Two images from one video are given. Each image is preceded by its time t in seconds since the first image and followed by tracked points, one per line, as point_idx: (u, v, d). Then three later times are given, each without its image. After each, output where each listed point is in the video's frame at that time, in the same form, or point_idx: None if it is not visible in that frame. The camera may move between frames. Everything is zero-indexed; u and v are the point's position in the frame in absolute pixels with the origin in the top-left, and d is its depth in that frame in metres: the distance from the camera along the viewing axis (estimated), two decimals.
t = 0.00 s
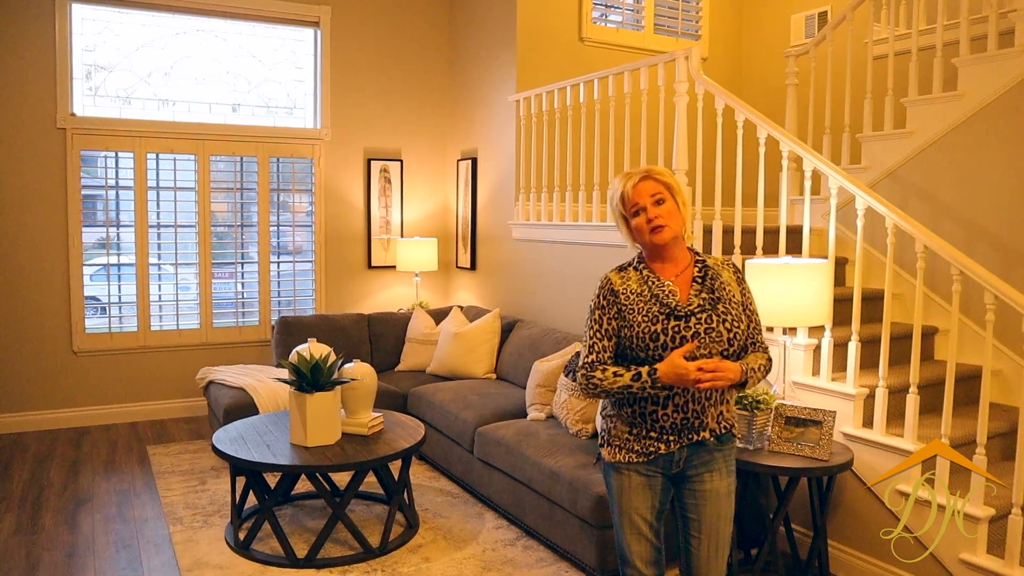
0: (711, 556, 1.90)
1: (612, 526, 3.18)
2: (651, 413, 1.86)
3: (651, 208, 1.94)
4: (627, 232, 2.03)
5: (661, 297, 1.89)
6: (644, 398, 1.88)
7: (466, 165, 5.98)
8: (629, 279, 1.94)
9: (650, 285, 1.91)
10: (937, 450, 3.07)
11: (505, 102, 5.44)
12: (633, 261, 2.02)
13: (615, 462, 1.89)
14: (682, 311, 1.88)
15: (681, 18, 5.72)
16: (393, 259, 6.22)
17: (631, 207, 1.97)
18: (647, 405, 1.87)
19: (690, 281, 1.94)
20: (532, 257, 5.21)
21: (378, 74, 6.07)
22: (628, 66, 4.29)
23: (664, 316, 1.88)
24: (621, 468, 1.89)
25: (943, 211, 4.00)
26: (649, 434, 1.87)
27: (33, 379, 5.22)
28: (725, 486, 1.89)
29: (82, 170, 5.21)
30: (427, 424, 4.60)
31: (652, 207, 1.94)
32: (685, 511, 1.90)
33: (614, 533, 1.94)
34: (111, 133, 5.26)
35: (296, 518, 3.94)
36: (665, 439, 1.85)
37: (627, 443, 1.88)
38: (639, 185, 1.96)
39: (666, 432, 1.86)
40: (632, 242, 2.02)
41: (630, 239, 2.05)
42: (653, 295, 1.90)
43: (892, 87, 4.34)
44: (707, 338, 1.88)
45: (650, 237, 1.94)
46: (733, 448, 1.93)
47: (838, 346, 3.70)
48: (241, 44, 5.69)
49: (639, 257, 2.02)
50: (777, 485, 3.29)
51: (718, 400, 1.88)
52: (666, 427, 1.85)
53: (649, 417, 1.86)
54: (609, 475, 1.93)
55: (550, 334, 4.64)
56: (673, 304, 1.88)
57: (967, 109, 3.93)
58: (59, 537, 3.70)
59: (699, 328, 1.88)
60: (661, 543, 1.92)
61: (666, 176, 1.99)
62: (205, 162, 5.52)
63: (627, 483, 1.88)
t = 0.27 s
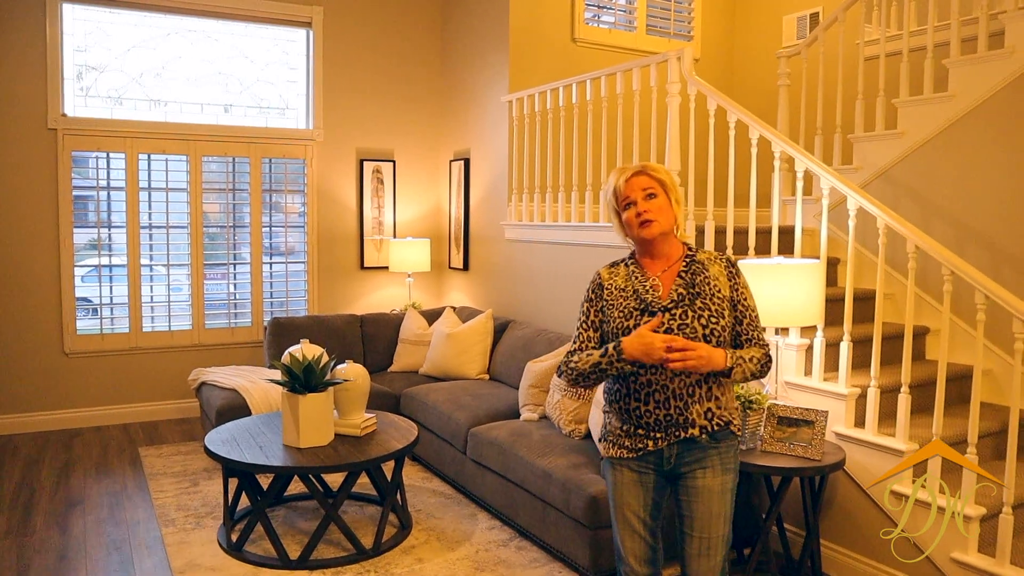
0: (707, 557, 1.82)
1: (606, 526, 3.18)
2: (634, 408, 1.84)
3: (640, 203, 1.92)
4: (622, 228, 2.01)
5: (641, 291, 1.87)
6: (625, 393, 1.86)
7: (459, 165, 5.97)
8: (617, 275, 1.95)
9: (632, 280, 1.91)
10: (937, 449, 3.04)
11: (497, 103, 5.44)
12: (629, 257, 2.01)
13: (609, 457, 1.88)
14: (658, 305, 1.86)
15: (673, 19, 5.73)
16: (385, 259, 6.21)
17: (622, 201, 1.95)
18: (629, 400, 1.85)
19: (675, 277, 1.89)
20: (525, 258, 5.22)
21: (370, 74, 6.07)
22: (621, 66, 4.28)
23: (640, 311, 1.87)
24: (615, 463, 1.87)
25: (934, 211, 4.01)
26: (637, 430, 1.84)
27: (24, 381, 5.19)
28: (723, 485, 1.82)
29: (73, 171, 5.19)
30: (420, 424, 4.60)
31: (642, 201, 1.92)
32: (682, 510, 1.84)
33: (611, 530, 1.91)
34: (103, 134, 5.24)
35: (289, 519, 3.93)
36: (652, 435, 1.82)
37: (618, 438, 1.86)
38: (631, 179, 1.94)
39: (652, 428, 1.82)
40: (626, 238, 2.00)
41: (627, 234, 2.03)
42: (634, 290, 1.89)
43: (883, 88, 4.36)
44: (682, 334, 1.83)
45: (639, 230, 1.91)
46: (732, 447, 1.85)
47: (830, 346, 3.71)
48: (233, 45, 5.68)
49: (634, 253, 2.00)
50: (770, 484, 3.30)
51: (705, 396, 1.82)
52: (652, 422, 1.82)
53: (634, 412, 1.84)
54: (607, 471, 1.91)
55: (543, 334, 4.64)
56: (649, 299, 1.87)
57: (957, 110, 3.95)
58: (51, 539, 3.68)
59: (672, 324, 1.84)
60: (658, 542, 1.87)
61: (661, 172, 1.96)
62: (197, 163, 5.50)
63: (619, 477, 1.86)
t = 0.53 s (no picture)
0: (699, 559, 1.81)
1: (598, 527, 3.18)
2: (621, 405, 1.84)
3: (638, 201, 1.90)
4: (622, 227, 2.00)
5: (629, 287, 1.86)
6: (613, 389, 1.86)
7: (450, 166, 5.97)
8: (614, 272, 1.95)
9: (623, 279, 1.91)
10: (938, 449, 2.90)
11: (489, 103, 5.45)
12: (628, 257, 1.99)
13: (604, 454, 1.88)
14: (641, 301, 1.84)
15: (664, 20, 5.74)
16: (377, 260, 6.21)
17: (621, 200, 1.93)
18: (616, 397, 1.85)
19: (664, 276, 1.86)
20: (516, 258, 5.22)
21: (361, 75, 6.06)
22: (612, 67, 4.29)
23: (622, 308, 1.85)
24: (610, 460, 1.87)
25: (924, 211, 4.03)
26: (627, 429, 1.83)
27: (13, 383, 5.17)
28: (714, 487, 1.79)
29: (63, 172, 5.17)
30: (412, 425, 4.60)
31: (639, 200, 1.90)
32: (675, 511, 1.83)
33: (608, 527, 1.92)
34: (93, 134, 5.22)
35: (280, 521, 3.92)
36: (640, 435, 1.81)
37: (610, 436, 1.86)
38: (630, 178, 1.92)
39: (639, 427, 1.81)
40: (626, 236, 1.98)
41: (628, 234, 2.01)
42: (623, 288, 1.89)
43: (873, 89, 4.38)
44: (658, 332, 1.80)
45: (634, 229, 1.89)
46: (726, 450, 1.81)
47: (820, 346, 3.73)
48: (224, 45, 5.66)
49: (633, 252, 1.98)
50: (762, 484, 3.31)
51: (689, 397, 1.78)
52: (637, 422, 1.81)
53: (621, 409, 1.84)
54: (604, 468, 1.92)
55: (534, 335, 4.64)
56: (631, 296, 1.86)
57: (947, 111, 3.97)
58: (40, 542, 3.66)
59: (650, 322, 1.82)
60: (653, 541, 1.87)
61: (662, 172, 1.94)
62: (188, 163, 5.49)
63: (614, 475, 1.86)
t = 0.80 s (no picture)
0: (698, 560, 1.80)
1: (592, 527, 3.19)
2: (618, 403, 1.84)
3: (637, 204, 1.86)
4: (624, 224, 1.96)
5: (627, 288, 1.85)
6: (611, 387, 1.86)
7: (444, 166, 5.97)
8: (615, 269, 1.94)
9: (624, 276, 1.89)
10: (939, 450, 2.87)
11: (482, 104, 5.45)
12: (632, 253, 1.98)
13: (601, 453, 1.87)
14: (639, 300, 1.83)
15: (657, 21, 5.75)
16: (370, 260, 6.20)
17: (621, 201, 1.90)
18: (614, 395, 1.85)
19: (666, 275, 1.85)
20: (510, 259, 5.22)
21: (354, 75, 6.06)
22: (604, 68, 4.30)
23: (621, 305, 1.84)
24: (607, 460, 1.86)
25: (916, 212, 4.05)
26: (624, 428, 1.83)
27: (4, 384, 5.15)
28: (712, 488, 1.79)
29: (54, 173, 5.15)
30: (405, 426, 4.59)
31: (639, 202, 1.87)
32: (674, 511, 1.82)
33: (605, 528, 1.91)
34: (85, 135, 5.21)
35: (273, 522, 3.92)
36: (636, 434, 1.80)
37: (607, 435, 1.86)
38: (631, 179, 1.88)
39: (636, 426, 1.80)
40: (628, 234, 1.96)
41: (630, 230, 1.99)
42: (622, 286, 1.87)
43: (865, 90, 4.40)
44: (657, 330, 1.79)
45: (634, 231, 1.87)
46: (723, 451, 1.80)
47: (813, 346, 3.74)
48: (216, 46, 5.65)
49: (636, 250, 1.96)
50: (754, 484, 3.32)
51: (687, 397, 1.78)
52: (635, 420, 1.80)
53: (618, 407, 1.84)
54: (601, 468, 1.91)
55: (527, 335, 4.64)
56: (631, 293, 1.84)
57: (938, 112, 3.98)
58: (32, 544, 3.65)
59: (650, 320, 1.80)
60: (651, 542, 1.86)
61: (661, 171, 1.90)
62: (180, 164, 5.48)
63: (611, 475, 1.85)
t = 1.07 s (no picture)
0: (698, 559, 1.80)
1: (586, 527, 3.19)
2: (620, 403, 1.82)
3: (647, 209, 1.85)
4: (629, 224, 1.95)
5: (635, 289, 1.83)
6: (614, 386, 1.84)
7: (437, 167, 5.97)
8: (619, 268, 1.92)
9: (630, 274, 1.87)
10: (937, 450, 2.88)
11: (475, 104, 5.45)
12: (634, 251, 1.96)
13: (597, 454, 1.85)
14: (648, 299, 1.81)
15: (650, 21, 5.76)
16: (363, 261, 6.20)
17: (627, 206, 1.88)
18: (617, 395, 1.83)
19: (673, 277, 1.84)
20: (503, 259, 5.22)
21: (348, 76, 6.05)
22: (597, 69, 4.30)
23: (628, 304, 1.82)
24: (603, 462, 1.84)
25: (908, 212, 4.06)
26: (624, 428, 1.82)
27: None
28: (712, 486, 1.79)
29: (46, 173, 5.13)
30: (398, 427, 4.59)
31: (644, 209, 1.85)
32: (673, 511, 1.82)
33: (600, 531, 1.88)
34: (77, 136, 5.19)
35: (267, 523, 3.91)
36: (637, 434, 1.79)
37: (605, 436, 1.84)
38: (637, 185, 1.86)
39: (638, 425, 1.79)
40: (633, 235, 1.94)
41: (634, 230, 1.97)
42: (629, 284, 1.85)
43: (857, 90, 4.41)
44: (667, 329, 1.78)
45: (638, 238, 1.86)
46: (722, 449, 1.81)
47: (806, 346, 3.75)
48: (209, 46, 5.64)
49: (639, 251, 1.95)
50: (748, 484, 3.32)
51: (690, 396, 1.78)
52: (637, 420, 1.79)
53: (620, 407, 1.82)
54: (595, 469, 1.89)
55: (521, 335, 4.65)
56: (640, 293, 1.82)
57: (930, 112, 4.00)
58: (23, 546, 3.63)
59: (660, 320, 1.79)
60: (648, 543, 1.85)
61: (672, 175, 1.88)
62: (172, 164, 5.46)
63: (608, 477, 1.83)
